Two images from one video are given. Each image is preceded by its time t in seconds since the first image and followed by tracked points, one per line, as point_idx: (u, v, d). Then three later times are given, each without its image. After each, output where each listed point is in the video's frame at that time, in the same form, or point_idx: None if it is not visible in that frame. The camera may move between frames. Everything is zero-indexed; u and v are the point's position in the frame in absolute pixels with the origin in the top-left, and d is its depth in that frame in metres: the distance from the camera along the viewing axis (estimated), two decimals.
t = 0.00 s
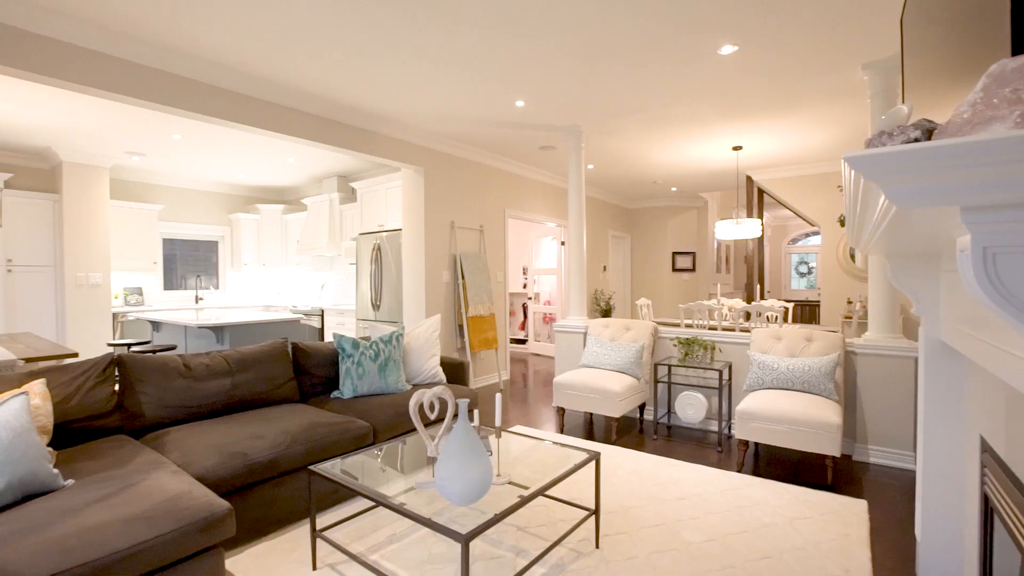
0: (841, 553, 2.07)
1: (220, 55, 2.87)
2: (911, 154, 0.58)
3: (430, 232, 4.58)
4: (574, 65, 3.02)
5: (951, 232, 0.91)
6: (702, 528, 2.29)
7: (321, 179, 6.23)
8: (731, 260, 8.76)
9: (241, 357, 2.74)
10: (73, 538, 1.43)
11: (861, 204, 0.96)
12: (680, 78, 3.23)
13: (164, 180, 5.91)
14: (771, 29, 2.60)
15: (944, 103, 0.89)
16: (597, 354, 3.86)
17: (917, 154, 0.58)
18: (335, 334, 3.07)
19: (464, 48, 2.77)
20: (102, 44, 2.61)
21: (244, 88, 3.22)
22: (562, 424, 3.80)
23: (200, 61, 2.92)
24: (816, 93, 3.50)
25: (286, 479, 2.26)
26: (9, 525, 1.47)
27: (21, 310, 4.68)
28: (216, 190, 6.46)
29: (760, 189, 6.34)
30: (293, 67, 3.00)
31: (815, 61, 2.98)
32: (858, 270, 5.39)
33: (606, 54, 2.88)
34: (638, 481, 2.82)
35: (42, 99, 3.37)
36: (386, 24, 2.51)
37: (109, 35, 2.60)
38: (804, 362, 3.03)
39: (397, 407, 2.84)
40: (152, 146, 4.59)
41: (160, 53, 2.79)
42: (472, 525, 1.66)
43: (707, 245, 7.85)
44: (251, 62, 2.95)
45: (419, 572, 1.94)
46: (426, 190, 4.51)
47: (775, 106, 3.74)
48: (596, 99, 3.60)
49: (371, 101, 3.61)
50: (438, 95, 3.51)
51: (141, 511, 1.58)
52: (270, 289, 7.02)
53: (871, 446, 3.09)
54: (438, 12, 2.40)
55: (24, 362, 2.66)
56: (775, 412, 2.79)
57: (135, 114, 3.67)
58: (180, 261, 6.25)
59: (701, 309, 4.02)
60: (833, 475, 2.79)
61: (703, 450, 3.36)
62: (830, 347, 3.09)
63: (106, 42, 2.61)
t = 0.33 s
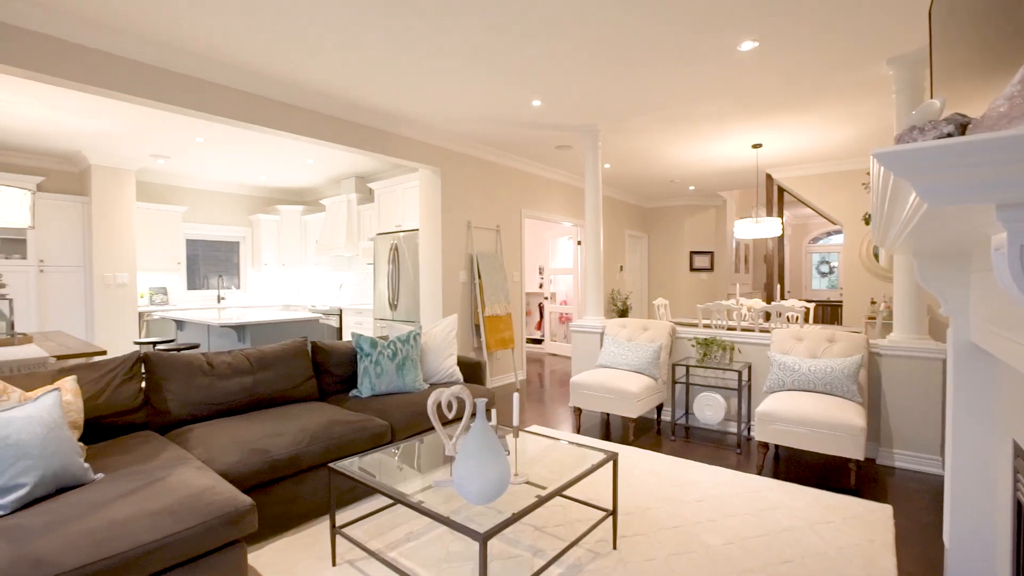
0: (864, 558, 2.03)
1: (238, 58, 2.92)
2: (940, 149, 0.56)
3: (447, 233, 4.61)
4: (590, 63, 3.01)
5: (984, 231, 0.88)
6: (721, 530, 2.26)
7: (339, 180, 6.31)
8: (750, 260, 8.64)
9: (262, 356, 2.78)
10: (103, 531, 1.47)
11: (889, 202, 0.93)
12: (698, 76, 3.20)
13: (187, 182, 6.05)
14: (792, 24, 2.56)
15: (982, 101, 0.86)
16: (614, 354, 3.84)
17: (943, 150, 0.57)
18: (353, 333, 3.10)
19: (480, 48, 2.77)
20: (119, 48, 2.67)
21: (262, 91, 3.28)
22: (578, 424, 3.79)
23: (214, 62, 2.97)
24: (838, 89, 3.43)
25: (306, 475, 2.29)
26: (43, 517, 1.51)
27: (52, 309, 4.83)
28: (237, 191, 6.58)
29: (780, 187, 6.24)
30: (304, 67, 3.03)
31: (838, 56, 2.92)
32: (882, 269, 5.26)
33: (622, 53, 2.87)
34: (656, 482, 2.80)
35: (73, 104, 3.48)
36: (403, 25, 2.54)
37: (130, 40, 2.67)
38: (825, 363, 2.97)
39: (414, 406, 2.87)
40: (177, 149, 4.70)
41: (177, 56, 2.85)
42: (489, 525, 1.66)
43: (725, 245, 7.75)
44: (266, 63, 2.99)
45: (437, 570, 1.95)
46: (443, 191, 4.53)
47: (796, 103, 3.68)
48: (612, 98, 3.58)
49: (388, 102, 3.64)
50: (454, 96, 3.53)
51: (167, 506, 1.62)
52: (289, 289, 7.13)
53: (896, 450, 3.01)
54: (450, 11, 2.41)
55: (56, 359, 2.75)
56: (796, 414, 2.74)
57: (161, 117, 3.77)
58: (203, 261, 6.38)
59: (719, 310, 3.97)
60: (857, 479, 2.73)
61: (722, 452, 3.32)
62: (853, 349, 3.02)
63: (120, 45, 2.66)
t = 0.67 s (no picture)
0: (888, 564, 1.98)
1: (258, 61, 2.98)
2: (975, 145, 0.55)
3: (463, 233, 4.63)
4: (607, 62, 2.99)
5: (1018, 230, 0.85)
6: (740, 533, 2.23)
7: (356, 181, 6.37)
8: (769, 260, 8.50)
9: (282, 354, 2.83)
10: (130, 525, 1.51)
11: (916, 200, 0.91)
12: (718, 73, 3.15)
13: (209, 184, 6.17)
14: (814, 19, 2.51)
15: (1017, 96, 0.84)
16: (631, 354, 3.81)
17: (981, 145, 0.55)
18: (371, 333, 3.13)
19: (496, 47, 2.78)
20: (144, 53, 2.74)
21: (281, 94, 3.34)
22: (594, 424, 3.77)
23: (234, 65, 3.03)
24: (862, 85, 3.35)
25: (324, 473, 2.32)
26: (73, 509, 1.56)
27: (80, 308, 4.97)
28: (257, 193, 6.70)
29: (800, 186, 6.13)
30: (322, 69, 3.07)
31: (862, 51, 2.86)
32: (907, 268, 5.13)
33: (638, 51, 2.85)
34: (674, 484, 2.77)
35: (101, 109, 3.58)
36: (421, 26, 2.55)
37: (155, 46, 2.75)
38: (847, 365, 2.91)
39: (431, 405, 2.88)
40: (199, 151, 4.80)
41: (200, 60, 2.92)
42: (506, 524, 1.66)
43: (744, 245, 7.64)
44: (284, 66, 3.04)
45: (453, 568, 1.96)
46: (459, 191, 4.55)
47: (818, 99, 3.60)
48: (629, 96, 3.55)
49: (405, 103, 3.67)
50: (470, 95, 3.54)
51: (191, 501, 1.65)
52: (307, 289, 7.23)
53: (921, 454, 2.94)
54: (465, 12, 2.42)
55: (84, 357, 2.83)
56: (817, 417, 2.69)
57: (183, 120, 3.85)
58: (224, 261, 6.50)
59: (738, 310, 3.92)
60: (881, 483, 2.67)
61: (741, 454, 3.27)
62: (876, 350, 2.96)
63: (144, 50, 2.74)
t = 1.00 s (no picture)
0: (913, 570, 1.94)
1: (276, 64, 3.02)
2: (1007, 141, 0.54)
3: (477, 233, 4.64)
4: (623, 60, 2.97)
5: None
6: (759, 537, 2.20)
7: (372, 182, 6.43)
8: (787, 259, 8.37)
9: (300, 353, 2.87)
10: (154, 519, 1.54)
11: (943, 198, 0.89)
12: (735, 70, 3.11)
13: (228, 186, 6.28)
14: (835, 14, 2.46)
15: None
16: (646, 354, 3.79)
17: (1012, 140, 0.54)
18: (387, 332, 3.16)
19: (511, 47, 2.78)
20: (165, 57, 2.79)
21: (298, 96, 3.38)
22: (609, 425, 3.75)
23: (254, 69, 3.08)
24: (884, 80, 3.28)
25: (341, 471, 2.34)
26: (99, 503, 1.60)
27: (106, 307, 5.10)
28: (275, 194, 6.80)
29: (820, 184, 6.02)
30: (338, 71, 3.10)
31: (884, 46, 2.80)
32: (931, 268, 5.00)
33: (654, 49, 2.82)
34: (691, 486, 2.74)
35: (126, 113, 3.67)
36: (436, 26, 2.56)
37: (177, 51, 2.81)
38: (869, 367, 2.85)
39: (447, 405, 2.90)
40: (219, 154, 4.89)
41: (220, 64, 2.97)
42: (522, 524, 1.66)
43: (761, 244, 7.53)
44: (302, 68, 3.07)
45: (469, 568, 1.96)
46: (474, 191, 4.56)
47: (839, 95, 3.54)
48: (645, 95, 3.53)
49: (420, 103, 3.69)
50: (485, 95, 3.54)
51: (212, 496, 1.68)
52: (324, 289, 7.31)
53: (947, 458, 2.86)
54: (480, 12, 2.42)
55: (110, 355, 2.91)
56: (837, 419, 2.65)
57: (205, 124, 3.93)
58: (243, 261, 6.62)
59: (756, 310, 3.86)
60: (905, 488, 2.61)
61: (759, 456, 3.23)
62: (899, 351, 2.89)
63: (166, 55, 2.79)
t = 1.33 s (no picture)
0: None
1: (293, 66, 3.06)
2: None
3: (491, 232, 4.65)
4: (637, 58, 2.95)
5: None
6: (777, 540, 2.17)
7: (386, 183, 6.49)
8: (805, 259, 8.24)
9: (316, 352, 2.90)
10: (176, 514, 1.57)
11: (971, 196, 0.88)
12: (753, 66, 3.07)
13: (247, 187, 6.39)
14: (856, 8, 2.41)
15: None
16: (661, 354, 3.76)
17: None
18: (402, 332, 3.18)
19: (524, 45, 2.78)
20: (185, 60, 2.84)
21: (315, 98, 3.42)
22: (624, 425, 3.73)
23: (271, 71, 3.12)
24: (907, 76, 3.21)
25: (357, 469, 2.37)
26: (124, 498, 1.63)
27: (129, 306, 5.22)
28: (292, 195, 6.89)
29: (839, 182, 5.92)
30: (354, 72, 3.13)
31: (907, 40, 2.73)
32: (954, 267, 4.88)
33: (669, 46, 2.80)
34: (707, 487, 2.71)
35: (148, 116, 3.75)
36: (450, 26, 2.57)
37: (197, 54, 2.86)
38: (890, 368, 2.79)
39: (461, 404, 2.91)
40: (238, 155, 4.97)
41: (238, 66, 3.02)
42: (536, 524, 1.66)
43: (778, 243, 7.42)
44: (317, 70, 3.10)
45: (483, 567, 1.97)
46: (488, 191, 4.58)
47: (859, 91, 3.47)
48: (660, 93, 3.50)
49: (434, 103, 3.71)
50: (499, 95, 3.55)
51: (232, 492, 1.71)
52: (340, 289, 7.39)
53: (972, 463, 2.79)
54: (495, 11, 2.43)
55: (133, 353, 2.97)
56: (857, 421, 2.60)
57: (224, 126, 4.00)
58: (260, 261, 6.73)
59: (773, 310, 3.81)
60: (928, 492, 2.55)
61: (776, 458, 3.18)
62: (922, 352, 2.83)
63: (185, 58, 2.84)
